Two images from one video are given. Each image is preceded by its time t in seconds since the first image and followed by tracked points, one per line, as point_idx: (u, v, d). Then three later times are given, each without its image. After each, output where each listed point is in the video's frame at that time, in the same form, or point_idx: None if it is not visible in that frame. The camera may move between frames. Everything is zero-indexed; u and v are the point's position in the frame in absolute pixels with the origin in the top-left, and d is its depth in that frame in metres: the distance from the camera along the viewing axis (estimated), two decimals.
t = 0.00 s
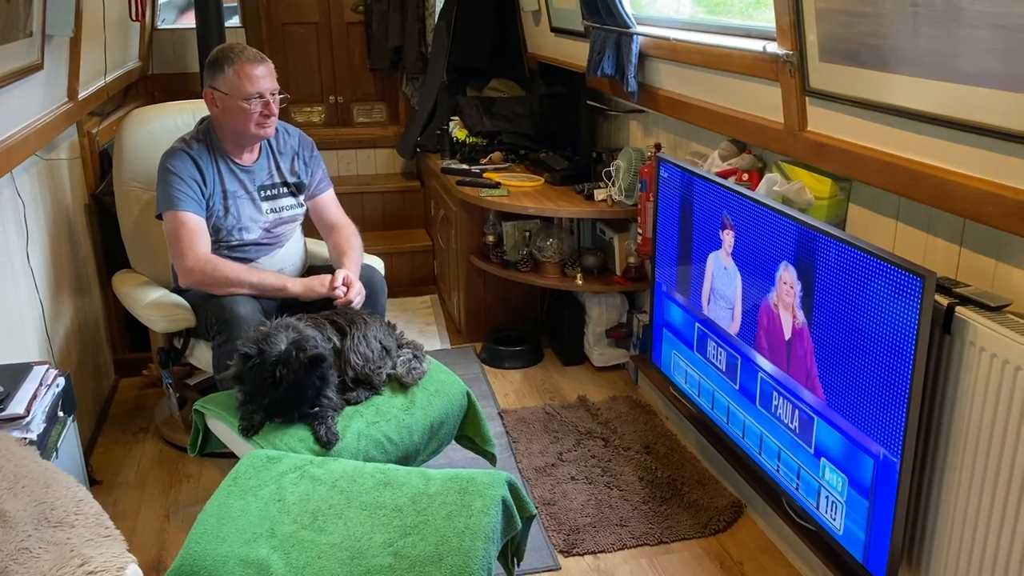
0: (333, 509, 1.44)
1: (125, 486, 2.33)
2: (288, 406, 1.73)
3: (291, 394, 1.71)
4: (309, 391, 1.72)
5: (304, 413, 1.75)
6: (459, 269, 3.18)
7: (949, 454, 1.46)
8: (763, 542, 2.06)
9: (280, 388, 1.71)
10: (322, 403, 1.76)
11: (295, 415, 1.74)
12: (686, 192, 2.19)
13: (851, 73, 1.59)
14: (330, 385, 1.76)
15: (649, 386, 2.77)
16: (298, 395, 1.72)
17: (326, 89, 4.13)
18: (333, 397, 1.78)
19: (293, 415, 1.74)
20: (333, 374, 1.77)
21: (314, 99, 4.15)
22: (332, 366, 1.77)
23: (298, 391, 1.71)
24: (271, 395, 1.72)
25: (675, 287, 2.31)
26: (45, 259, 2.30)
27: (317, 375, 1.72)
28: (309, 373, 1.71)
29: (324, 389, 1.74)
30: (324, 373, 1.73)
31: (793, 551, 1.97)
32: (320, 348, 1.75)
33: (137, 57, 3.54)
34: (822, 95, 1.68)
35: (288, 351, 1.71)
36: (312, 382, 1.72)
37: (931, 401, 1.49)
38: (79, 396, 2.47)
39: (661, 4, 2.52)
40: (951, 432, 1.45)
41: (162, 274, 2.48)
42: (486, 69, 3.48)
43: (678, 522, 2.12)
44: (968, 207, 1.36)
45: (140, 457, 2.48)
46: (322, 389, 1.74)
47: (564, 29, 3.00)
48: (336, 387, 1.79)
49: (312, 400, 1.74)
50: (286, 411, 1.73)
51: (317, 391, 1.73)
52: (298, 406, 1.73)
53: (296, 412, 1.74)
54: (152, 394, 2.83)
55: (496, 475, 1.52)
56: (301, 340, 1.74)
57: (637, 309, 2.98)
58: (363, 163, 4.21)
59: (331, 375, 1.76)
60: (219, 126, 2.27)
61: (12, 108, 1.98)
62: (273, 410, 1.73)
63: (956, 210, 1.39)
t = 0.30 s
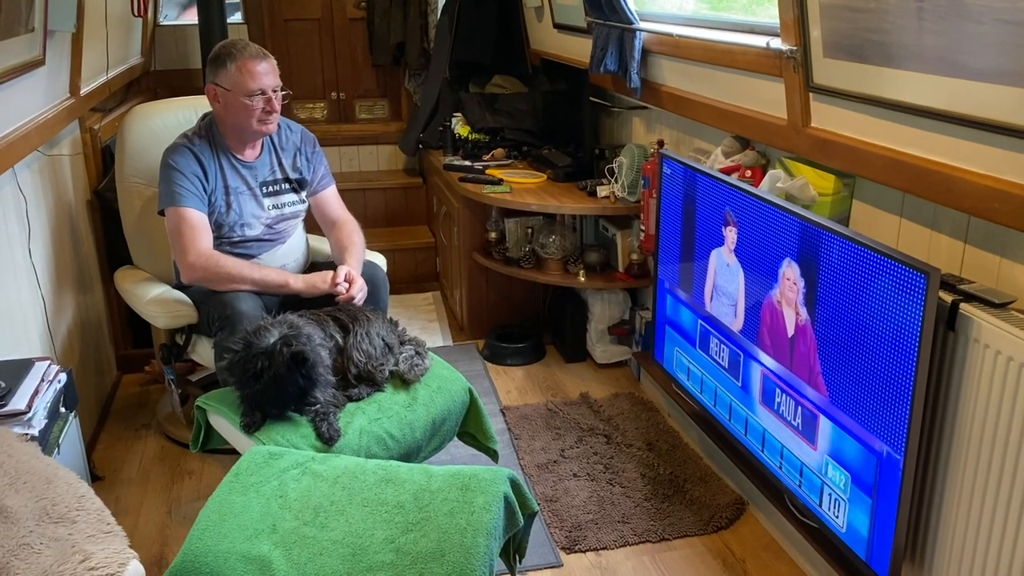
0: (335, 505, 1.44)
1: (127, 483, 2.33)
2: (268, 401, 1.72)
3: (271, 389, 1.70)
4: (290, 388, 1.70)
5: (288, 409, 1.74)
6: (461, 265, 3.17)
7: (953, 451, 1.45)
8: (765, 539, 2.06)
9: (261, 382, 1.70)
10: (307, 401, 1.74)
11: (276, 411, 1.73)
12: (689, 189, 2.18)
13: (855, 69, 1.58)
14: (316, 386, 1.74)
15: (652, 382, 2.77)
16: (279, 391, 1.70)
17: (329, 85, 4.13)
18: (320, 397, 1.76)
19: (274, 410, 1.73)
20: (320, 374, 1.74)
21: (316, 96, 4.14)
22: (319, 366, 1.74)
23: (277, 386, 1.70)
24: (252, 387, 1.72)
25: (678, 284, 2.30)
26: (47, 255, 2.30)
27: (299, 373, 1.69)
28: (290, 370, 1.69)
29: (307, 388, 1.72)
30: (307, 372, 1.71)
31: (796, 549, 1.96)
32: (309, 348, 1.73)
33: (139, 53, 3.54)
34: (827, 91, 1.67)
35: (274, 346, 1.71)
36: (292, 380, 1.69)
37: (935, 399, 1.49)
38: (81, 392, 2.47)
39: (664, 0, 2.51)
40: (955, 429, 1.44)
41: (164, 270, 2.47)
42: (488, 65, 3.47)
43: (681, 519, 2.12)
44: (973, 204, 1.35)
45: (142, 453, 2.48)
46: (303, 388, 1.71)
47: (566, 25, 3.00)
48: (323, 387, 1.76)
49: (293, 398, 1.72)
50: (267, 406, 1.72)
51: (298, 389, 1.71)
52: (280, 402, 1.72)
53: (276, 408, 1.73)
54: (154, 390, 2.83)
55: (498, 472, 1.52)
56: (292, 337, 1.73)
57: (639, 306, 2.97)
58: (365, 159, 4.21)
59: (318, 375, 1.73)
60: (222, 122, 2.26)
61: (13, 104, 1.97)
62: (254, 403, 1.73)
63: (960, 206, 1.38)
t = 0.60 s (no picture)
0: (338, 502, 1.44)
1: (130, 479, 2.33)
2: (263, 398, 1.70)
3: (267, 386, 1.69)
4: (285, 385, 1.69)
5: (281, 408, 1.72)
6: (464, 262, 3.17)
7: (957, 449, 1.45)
8: (768, 536, 2.05)
9: (254, 376, 1.70)
10: (303, 400, 1.73)
11: (270, 410, 1.72)
12: (692, 185, 2.18)
13: (859, 64, 1.57)
14: (311, 385, 1.73)
15: (654, 380, 2.77)
16: (274, 388, 1.70)
17: (331, 82, 4.13)
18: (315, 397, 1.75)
19: (267, 408, 1.71)
20: (316, 373, 1.74)
21: (319, 92, 4.14)
22: (315, 365, 1.74)
23: (272, 383, 1.69)
24: (247, 384, 1.71)
25: (681, 281, 2.30)
26: (50, 251, 2.30)
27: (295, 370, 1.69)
28: (286, 367, 1.69)
29: (302, 387, 1.71)
30: (303, 370, 1.71)
31: (799, 546, 1.96)
32: (307, 346, 1.74)
33: (142, 49, 3.53)
34: (831, 87, 1.67)
35: (271, 343, 1.71)
36: (287, 377, 1.69)
37: (939, 396, 1.49)
38: (84, 389, 2.47)
39: None
40: (959, 427, 1.44)
41: (167, 266, 2.47)
42: (491, 61, 3.47)
43: (683, 515, 2.11)
44: (978, 200, 1.35)
45: (145, 449, 2.48)
46: (299, 386, 1.71)
47: (570, 21, 2.99)
48: (318, 387, 1.75)
49: (289, 395, 1.71)
50: (261, 403, 1.71)
51: (293, 387, 1.70)
52: (275, 399, 1.71)
53: (270, 406, 1.71)
54: (157, 386, 2.84)
55: (501, 469, 1.52)
56: (290, 334, 1.74)
57: (642, 303, 2.97)
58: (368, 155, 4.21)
59: (313, 374, 1.73)
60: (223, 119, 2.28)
61: (16, 100, 1.98)
62: (248, 399, 1.72)
63: (965, 202, 1.38)
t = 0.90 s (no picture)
0: (342, 498, 1.44)
1: (135, 475, 2.34)
2: (262, 389, 1.71)
3: (265, 377, 1.70)
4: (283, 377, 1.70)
5: (280, 399, 1.73)
6: (467, 258, 3.17)
7: (962, 446, 1.45)
8: (772, 533, 2.05)
9: (254, 368, 1.70)
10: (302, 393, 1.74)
11: (269, 401, 1.72)
12: (697, 182, 2.18)
13: (865, 61, 1.57)
14: (311, 378, 1.73)
15: (658, 376, 2.76)
16: (272, 379, 1.70)
17: (335, 79, 4.13)
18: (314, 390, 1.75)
19: (267, 399, 1.72)
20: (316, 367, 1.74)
21: (323, 89, 4.14)
22: (316, 359, 1.74)
23: (270, 375, 1.70)
24: (247, 374, 1.72)
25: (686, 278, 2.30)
26: (54, 248, 2.30)
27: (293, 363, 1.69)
28: (283, 359, 1.69)
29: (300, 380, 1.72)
30: (302, 363, 1.71)
31: (803, 543, 1.96)
32: (308, 339, 1.73)
33: (146, 46, 3.54)
34: (836, 83, 1.66)
35: (271, 335, 1.71)
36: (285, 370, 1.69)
37: (944, 393, 1.48)
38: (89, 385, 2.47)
39: None
40: (964, 425, 1.44)
41: (171, 263, 2.48)
42: (495, 58, 3.46)
43: (687, 512, 2.11)
44: (983, 197, 1.34)
45: (149, 446, 2.49)
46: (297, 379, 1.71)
47: (574, 17, 2.99)
48: (318, 381, 1.75)
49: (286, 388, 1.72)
50: (260, 394, 1.72)
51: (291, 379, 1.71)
52: (274, 391, 1.72)
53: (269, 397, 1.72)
54: (161, 383, 2.84)
55: (506, 466, 1.52)
56: (291, 327, 1.74)
57: (646, 299, 2.96)
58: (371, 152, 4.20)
59: (313, 367, 1.73)
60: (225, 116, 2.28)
61: (21, 97, 1.98)
62: (248, 390, 1.73)
63: (971, 199, 1.37)
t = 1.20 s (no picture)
0: (345, 494, 1.44)
1: (138, 471, 2.34)
2: (260, 386, 1.73)
3: (259, 375, 1.73)
4: (279, 372, 1.72)
5: (281, 396, 1.74)
6: (471, 255, 3.17)
7: (967, 443, 1.44)
8: (776, 530, 2.05)
9: (245, 368, 1.74)
10: (301, 389, 1.75)
11: (269, 398, 1.73)
12: (700, 178, 2.17)
13: (869, 56, 1.56)
14: (307, 374, 1.74)
15: (662, 373, 2.76)
16: (269, 376, 1.72)
17: (338, 75, 4.12)
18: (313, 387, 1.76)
19: (266, 396, 1.73)
20: (311, 363, 1.75)
21: (327, 85, 4.13)
22: (311, 355, 1.75)
23: (266, 371, 1.72)
24: (244, 373, 1.74)
25: (689, 275, 2.30)
26: (58, 244, 2.30)
27: (287, 359, 1.71)
28: (278, 354, 1.71)
29: (296, 375, 1.73)
30: (296, 358, 1.73)
31: (807, 540, 1.96)
32: (297, 340, 1.74)
33: (149, 42, 3.53)
34: (840, 78, 1.65)
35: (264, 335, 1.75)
36: (280, 366, 1.71)
37: (949, 390, 1.48)
38: (92, 381, 2.48)
39: None
40: (968, 421, 1.43)
41: (174, 259, 2.48)
42: (498, 54, 3.46)
43: (691, 509, 2.11)
44: (988, 193, 1.33)
45: (153, 442, 2.49)
46: (293, 374, 1.73)
47: (578, 13, 2.98)
48: (315, 377, 1.76)
49: (283, 384, 1.73)
50: (259, 391, 1.73)
51: (287, 374, 1.72)
52: (270, 387, 1.73)
53: (268, 393, 1.73)
54: (165, 379, 2.84)
55: (509, 462, 1.51)
56: (286, 326, 1.77)
57: (649, 296, 2.96)
58: (375, 148, 4.23)
59: (308, 363, 1.74)
60: (228, 112, 2.28)
61: (24, 93, 1.98)
62: (247, 389, 1.75)
63: (976, 195, 1.36)
